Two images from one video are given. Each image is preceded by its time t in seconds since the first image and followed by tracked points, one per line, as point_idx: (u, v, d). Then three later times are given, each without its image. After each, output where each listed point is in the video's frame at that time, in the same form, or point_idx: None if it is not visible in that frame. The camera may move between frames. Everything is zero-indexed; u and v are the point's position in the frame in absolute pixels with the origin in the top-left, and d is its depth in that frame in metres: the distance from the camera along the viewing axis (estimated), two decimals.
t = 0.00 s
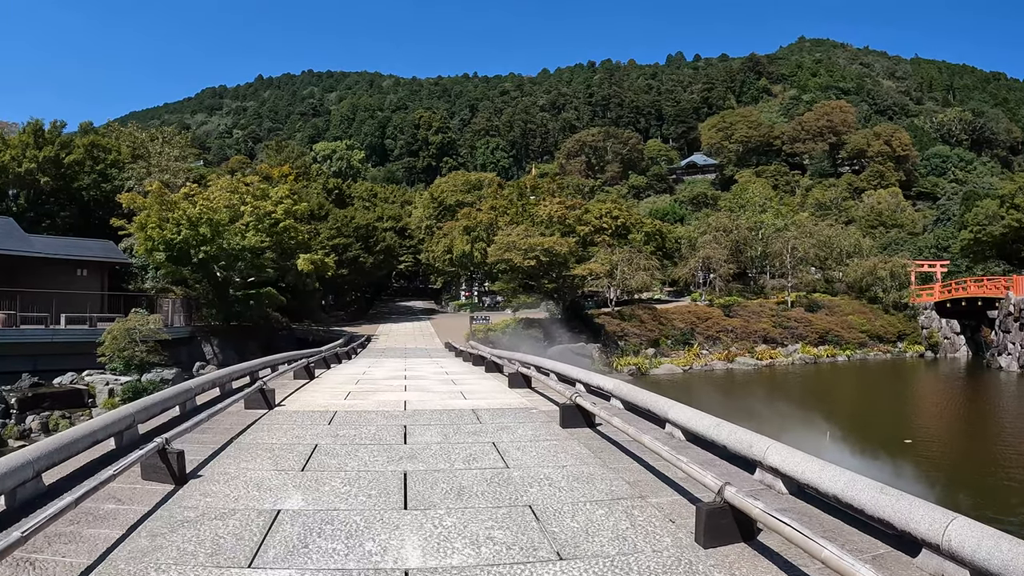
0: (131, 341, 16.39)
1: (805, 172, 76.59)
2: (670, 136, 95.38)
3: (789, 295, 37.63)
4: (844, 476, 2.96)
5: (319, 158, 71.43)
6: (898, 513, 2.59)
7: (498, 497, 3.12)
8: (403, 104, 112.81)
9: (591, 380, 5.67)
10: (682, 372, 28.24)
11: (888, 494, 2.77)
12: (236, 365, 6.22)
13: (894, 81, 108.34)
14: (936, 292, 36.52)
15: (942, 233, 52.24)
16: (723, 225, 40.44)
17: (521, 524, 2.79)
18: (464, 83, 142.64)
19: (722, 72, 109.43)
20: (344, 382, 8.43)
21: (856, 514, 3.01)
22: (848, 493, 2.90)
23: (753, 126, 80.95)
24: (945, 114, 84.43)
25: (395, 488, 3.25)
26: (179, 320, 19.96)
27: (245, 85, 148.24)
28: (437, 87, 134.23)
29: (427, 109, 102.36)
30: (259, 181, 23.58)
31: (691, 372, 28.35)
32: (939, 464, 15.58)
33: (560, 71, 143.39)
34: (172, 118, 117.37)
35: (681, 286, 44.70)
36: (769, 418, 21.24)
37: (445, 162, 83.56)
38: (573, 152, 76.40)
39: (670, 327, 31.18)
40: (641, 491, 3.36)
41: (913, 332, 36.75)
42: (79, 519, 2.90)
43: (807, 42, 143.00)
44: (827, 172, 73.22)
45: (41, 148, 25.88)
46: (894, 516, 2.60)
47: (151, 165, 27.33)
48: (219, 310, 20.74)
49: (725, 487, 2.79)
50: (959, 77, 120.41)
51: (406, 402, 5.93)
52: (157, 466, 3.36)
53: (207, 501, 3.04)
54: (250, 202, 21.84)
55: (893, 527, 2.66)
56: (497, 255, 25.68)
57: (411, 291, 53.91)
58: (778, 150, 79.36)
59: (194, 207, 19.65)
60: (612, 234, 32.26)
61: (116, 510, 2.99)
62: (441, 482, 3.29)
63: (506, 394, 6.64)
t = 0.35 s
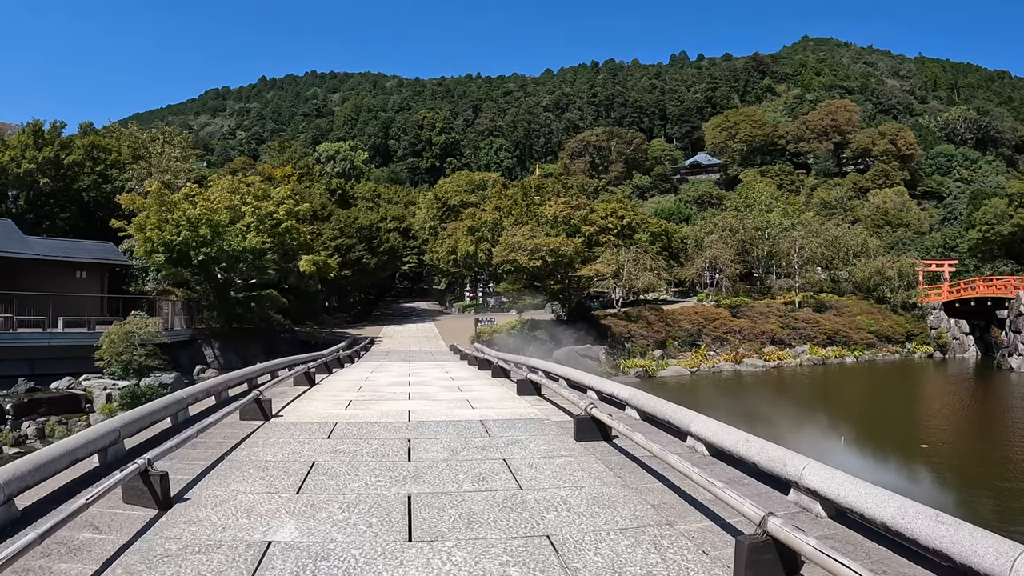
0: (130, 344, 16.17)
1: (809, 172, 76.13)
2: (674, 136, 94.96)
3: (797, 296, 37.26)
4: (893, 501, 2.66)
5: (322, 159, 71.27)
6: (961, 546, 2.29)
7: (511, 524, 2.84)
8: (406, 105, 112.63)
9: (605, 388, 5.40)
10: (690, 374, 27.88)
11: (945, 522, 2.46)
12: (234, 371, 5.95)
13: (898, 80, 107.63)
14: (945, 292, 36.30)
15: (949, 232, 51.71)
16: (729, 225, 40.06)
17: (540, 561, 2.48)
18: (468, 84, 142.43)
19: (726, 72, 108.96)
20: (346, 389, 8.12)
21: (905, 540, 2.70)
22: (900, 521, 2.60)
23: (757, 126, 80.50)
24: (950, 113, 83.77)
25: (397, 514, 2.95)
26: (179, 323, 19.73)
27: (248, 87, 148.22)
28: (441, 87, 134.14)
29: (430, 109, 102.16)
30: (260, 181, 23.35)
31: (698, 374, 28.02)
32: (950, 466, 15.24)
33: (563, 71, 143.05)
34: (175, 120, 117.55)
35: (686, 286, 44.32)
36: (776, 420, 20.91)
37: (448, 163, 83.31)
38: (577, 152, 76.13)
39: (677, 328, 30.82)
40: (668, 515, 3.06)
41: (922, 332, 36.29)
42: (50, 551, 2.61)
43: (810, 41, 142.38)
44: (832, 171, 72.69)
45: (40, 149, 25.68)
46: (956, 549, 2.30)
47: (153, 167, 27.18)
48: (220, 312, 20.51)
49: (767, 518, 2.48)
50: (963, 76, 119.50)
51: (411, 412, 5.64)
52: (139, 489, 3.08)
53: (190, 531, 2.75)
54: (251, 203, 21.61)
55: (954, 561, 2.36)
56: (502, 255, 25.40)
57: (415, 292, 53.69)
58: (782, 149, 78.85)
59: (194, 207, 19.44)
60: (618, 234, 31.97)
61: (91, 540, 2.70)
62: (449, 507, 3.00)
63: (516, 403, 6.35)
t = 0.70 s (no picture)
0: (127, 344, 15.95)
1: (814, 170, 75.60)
2: (678, 134, 94.45)
3: (804, 294, 36.87)
4: (949, 520, 2.34)
5: (325, 157, 71.04)
6: None
7: (525, 547, 2.55)
8: (410, 103, 112.38)
9: (616, 392, 5.10)
10: (697, 373, 27.53)
11: (1010, 547, 2.15)
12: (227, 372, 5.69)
13: (903, 77, 106.97)
14: (953, 290, 35.85)
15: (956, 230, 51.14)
16: (735, 223, 39.69)
17: None
18: (472, 82, 142.09)
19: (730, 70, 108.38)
20: (346, 391, 7.82)
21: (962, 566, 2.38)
22: (955, 545, 2.28)
23: (761, 123, 79.99)
24: (955, 110, 83.02)
25: (395, 534, 2.67)
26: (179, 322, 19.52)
27: (252, 86, 148.21)
28: (444, 86, 133.89)
29: (433, 108, 101.92)
30: (261, 178, 23.10)
31: (705, 374, 27.68)
32: (963, 466, 14.88)
33: (567, 69, 142.57)
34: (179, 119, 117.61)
35: (692, 285, 43.95)
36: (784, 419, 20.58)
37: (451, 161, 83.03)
38: (580, 150, 75.75)
39: (684, 327, 30.48)
40: (695, 535, 2.75)
41: (930, 331, 35.84)
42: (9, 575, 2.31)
43: (814, 39, 141.54)
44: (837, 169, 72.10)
45: (39, 147, 25.51)
46: None
47: (154, 164, 27.00)
48: (220, 311, 20.28)
49: (813, 544, 2.19)
50: (968, 74, 118.49)
51: (412, 416, 5.36)
52: (113, 506, 2.80)
53: (163, 556, 2.46)
54: (251, 200, 21.37)
55: None
56: (507, 253, 25.09)
57: (418, 291, 53.46)
58: (786, 147, 78.34)
59: (194, 205, 19.21)
60: (623, 232, 31.65)
61: (54, 565, 2.38)
62: (452, 527, 2.71)
63: (522, 406, 6.03)
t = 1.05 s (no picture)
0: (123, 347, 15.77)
1: (817, 168, 75.10)
2: (680, 132, 93.97)
3: (810, 293, 36.53)
4: (1011, 552, 2.05)
5: (327, 157, 70.74)
6: None
7: None
8: (412, 103, 112.04)
9: (629, 400, 4.81)
10: (703, 373, 27.22)
11: None
12: (220, 380, 5.44)
13: (906, 74, 106.42)
14: (960, 289, 35.46)
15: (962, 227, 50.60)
16: (740, 221, 39.35)
17: None
18: (473, 81, 141.64)
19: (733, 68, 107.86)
20: (345, 397, 7.54)
21: None
22: None
23: (764, 121, 79.52)
24: (958, 108, 82.39)
25: (388, 566, 2.39)
26: (178, 324, 19.32)
27: (254, 86, 147.92)
28: (446, 85, 133.53)
29: (436, 107, 101.56)
30: (260, 177, 22.88)
31: (711, 374, 27.35)
32: (974, 466, 14.55)
33: (569, 68, 142.04)
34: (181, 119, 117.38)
35: (696, 284, 43.63)
36: (788, 419, 20.32)
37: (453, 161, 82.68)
38: (583, 149, 75.41)
39: (690, 327, 30.19)
40: (727, 566, 2.47)
41: (937, 330, 35.43)
42: None
43: (817, 37, 140.75)
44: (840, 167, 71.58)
45: (36, 147, 25.31)
46: None
47: (154, 164, 26.77)
48: (219, 313, 20.05)
49: None
50: (971, 71, 117.67)
51: (413, 426, 5.08)
52: (83, 534, 2.52)
53: None
54: (251, 200, 21.14)
55: None
56: (510, 252, 24.82)
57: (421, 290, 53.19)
58: (790, 145, 77.82)
59: (192, 204, 18.99)
60: (627, 230, 31.36)
61: None
62: (459, 559, 2.44)
63: (530, 414, 5.75)
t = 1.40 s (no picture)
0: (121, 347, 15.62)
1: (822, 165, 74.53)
2: (685, 130, 93.47)
3: (818, 290, 36.13)
4: None
5: (330, 156, 70.59)
6: None
7: None
8: (415, 102, 111.82)
9: (647, 404, 4.47)
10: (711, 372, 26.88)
11: None
12: (214, 384, 5.17)
13: (911, 72, 105.54)
14: (969, 286, 34.98)
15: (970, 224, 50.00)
16: (746, 218, 38.96)
17: None
18: (477, 79, 141.19)
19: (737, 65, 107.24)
20: (347, 401, 7.27)
21: None
22: None
23: (769, 118, 79.03)
24: (963, 105, 81.68)
25: None
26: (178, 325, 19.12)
27: (258, 86, 147.96)
28: (450, 83, 133.21)
29: (440, 106, 101.41)
30: (261, 175, 22.65)
31: (720, 373, 26.99)
32: (990, 467, 14.12)
33: (573, 66, 141.49)
34: (185, 119, 117.50)
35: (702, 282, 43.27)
36: (798, 418, 19.93)
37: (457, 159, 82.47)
38: (587, 147, 75.10)
39: (697, 325, 29.85)
40: None
41: (947, 328, 34.95)
42: None
43: (821, 34, 139.72)
44: (846, 164, 71.01)
45: (36, 145, 25.16)
46: None
47: (155, 162, 26.58)
48: (220, 312, 19.83)
49: None
50: (976, 68, 116.64)
51: (417, 434, 4.80)
52: (47, 562, 2.23)
53: None
54: (252, 198, 20.91)
55: None
56: (515, 250, 24.49)
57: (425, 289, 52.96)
58: (795, 142, 77.22)
59: (192, 203, 18.77)
60: (633, 227, 31.02)
61: None
62: None
63: (540, 419, 5.43)
